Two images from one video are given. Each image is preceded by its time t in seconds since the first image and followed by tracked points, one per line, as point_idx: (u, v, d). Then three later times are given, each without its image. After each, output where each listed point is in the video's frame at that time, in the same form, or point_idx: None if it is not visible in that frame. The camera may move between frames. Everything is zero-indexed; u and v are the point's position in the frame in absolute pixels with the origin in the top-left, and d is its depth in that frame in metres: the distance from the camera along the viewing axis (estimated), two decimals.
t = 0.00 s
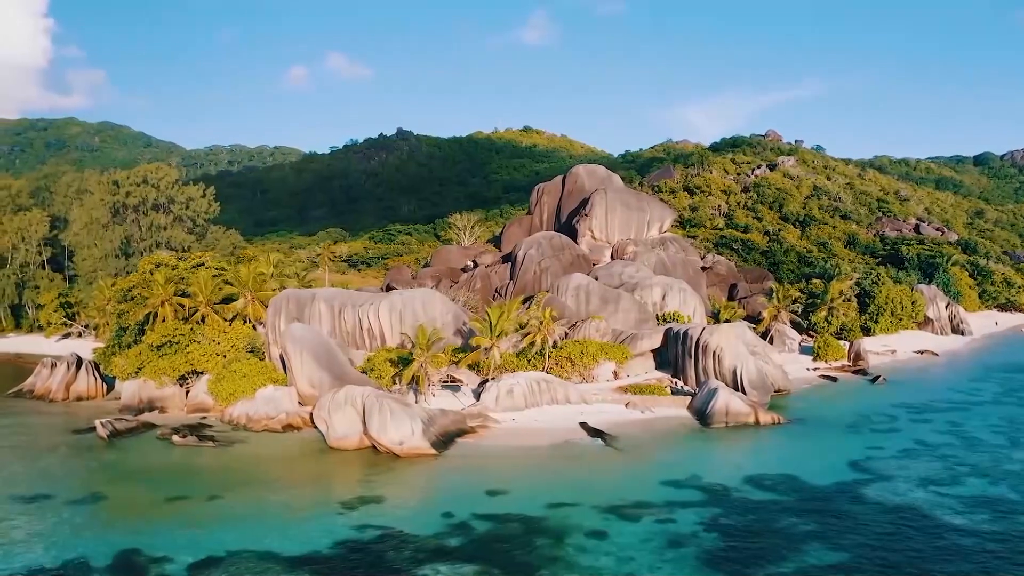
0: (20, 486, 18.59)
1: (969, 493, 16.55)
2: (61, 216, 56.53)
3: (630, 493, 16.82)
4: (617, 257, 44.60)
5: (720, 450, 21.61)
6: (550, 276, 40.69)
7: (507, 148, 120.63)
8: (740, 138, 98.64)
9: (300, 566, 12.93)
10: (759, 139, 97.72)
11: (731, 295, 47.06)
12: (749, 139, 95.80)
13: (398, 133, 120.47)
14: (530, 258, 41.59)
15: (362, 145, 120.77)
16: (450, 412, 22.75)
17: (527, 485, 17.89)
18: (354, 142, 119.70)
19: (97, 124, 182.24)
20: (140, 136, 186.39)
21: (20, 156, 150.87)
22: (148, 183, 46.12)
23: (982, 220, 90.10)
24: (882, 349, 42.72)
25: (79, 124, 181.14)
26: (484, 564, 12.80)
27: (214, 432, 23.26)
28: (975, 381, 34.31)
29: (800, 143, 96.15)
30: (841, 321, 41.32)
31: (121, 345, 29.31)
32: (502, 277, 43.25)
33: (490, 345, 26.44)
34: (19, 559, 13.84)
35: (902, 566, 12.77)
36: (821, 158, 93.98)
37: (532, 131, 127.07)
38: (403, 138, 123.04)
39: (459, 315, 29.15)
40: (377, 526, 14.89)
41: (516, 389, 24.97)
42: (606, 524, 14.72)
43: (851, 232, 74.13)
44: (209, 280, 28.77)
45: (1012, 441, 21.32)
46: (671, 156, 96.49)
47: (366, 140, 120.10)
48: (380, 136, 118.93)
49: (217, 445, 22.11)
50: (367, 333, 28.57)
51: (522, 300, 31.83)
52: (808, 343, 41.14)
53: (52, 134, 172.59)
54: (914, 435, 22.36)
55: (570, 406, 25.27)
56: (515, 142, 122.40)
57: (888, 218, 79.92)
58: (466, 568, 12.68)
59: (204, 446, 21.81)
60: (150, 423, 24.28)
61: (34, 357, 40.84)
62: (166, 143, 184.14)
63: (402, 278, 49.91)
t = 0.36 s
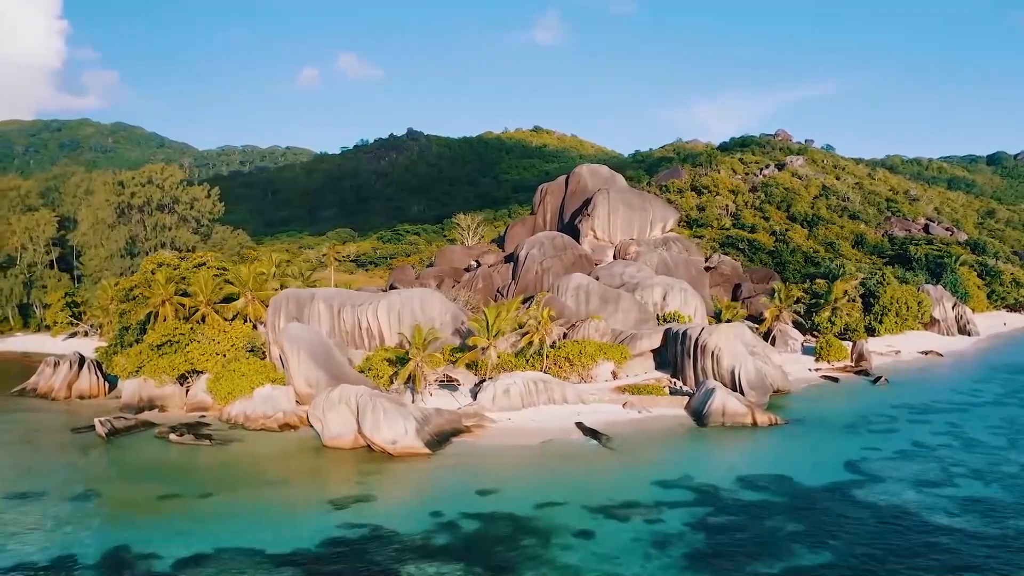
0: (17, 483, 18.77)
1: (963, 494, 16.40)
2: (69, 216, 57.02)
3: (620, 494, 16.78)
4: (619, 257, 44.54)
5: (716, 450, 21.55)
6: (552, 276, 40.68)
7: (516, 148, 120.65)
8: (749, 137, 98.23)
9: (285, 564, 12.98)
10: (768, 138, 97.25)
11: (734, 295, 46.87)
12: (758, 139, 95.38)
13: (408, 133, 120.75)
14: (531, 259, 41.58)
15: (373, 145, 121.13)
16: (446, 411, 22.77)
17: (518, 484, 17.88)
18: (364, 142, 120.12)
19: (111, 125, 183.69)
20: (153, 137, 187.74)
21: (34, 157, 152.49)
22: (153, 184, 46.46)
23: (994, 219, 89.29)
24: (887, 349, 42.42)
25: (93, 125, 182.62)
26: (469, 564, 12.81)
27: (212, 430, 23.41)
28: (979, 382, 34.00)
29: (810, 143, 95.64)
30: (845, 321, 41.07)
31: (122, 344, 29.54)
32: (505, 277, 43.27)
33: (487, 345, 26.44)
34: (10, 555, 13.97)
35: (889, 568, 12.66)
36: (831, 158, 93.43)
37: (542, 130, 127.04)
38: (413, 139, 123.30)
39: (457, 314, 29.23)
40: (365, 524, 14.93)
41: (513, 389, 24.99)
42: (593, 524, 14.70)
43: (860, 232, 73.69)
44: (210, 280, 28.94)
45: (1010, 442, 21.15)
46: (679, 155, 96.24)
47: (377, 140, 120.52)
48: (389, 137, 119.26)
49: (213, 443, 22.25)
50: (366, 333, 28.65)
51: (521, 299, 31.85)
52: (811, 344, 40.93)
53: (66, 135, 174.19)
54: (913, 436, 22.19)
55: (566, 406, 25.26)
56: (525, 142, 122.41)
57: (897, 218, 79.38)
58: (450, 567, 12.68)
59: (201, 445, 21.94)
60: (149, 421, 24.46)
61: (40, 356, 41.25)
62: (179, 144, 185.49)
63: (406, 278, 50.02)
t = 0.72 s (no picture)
0: (18, 480, 18.99)
1: (960, 496, 16.29)
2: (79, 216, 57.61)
3: (614, 493, 16.77)
4: (624, 257, 44.48)
5: (715, 450, 21.49)
6: (556, 276, 40.69)
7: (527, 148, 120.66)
8: (760, 137, 97.75)
9: (276, 560, 13.08)
10: (779, 137, 96.73)
11: (741, 295, 46.68)
12: (769, 138, 94.92)
13: (419, 133, 121.06)
14: (536, 258, 41.58)
15: (385, 145, 121.47)
16: (445, 411, 22.81)
17: (513, 484, 17.92)
18: (376, 143, 120.50)
19: (125, 126, 185.18)
20: (167, 138, 189.19)
21: (50, 158, 154.18)
22: (161, 184, 46.92)
23: (1008, 219, 88.39)
24: (893, 350, 42.13)
25: (108, 125, 184.21)
26: (458, 562, 12.85)
27: (213, 429, 23.60)
28: (985, 383, 33.73)
29: (822, 142, 95.03)
30: (851, 321, 40.81)
31: (127, 343, 29.80)
32: (509, 277, 43.31)
33: (487, 344, 26.47)
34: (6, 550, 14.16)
35: (879, 570, 12.60)
36: (843, 157, 92.80)
37: (553, 131, 126.93)
38: (425, 139, 123.58)
39: (459, 313, 29.29)
40: (357, 523, 15.00)
41: (512, 388, 25.02)
42: (585, 523, 14.70)
43: (870, 232, 73.21)
44: (213, 279, 29.12)
45: (1012, 443, 20.96)
46: (689, 155, 95.94)
47: (388, 140, 120.90)
48: (399, 137, 119.61)
49: (213, 441, 22.42)
50: (368, 332, 28.78)
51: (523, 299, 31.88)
52: (816, 344, 40.74)
53: (81, 136, 175.85)
54: (913, 437, 22.05)
55: (566, 406, 25.26)
56: (536, 141, 122.38)
57: (908, 218, 78.75)
58: (440, 566, 12.72)
59: (201, 443, 22.12)
60: (151, 420, 24.67)
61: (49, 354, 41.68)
62: (193, 144, 186.78)
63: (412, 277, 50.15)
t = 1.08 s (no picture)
0: (20, 476, 19.26)
1: (956, 498, 16.14)
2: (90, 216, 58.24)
3: (606, 493, 16.75)
4: (629, 257, 44.41)
5: (713, 451, 21.42)
6: (560, 276, 40.70)
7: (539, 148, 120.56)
8: (772, 136, 97.18)
9: (264, 557, 13.17)
10: (791, 137, 96.05)
11: (747, 296, 46.50)
12: (781, 138, 94.36)
13: (432, 133, 121.39)
14: (540, 258, 41.58)
15: (397, 145, 121.82)
16: (443, 410, 22.86)
17: (506, 483, 17.93)
18: (388, 143, 120.89)
19: (142, 128, 186.85)
20: (183, 138, 190.81)
21: (68, 159, 156.02)
22: (168, 185, 47.58)
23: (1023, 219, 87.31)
24: (900, 350, 41.81)
25: (125, 127, 185.93)
26: (444, 560, 12.88)
27: (213, 427, 23.79)
28: (992, 384, 33.41)
29: (835, 142, 94.27)
30: (857, 322, 40.52)
31: (132, 342, 30.10)
32: (514, 276, 43.34)
33: (486, 344, 26.47)
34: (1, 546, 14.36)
35: (867, 571, 12.51)
36: (856, 156, 92.02)
37: (566, 130, 126.73)
38: (438, 139, 123.85)
39: (460, 313, 29.35)
40: (348, 521, 15.07)
41: (511, 388, 25.03)
42: (574, 523, 14.69)
43: (881, 232, 72.62)
44: (216, 279, 29.32)
45: (1013, 445, 20.72)
46: (700, 155, 95.53)
47: (400, 140, 121.31)
48: (411, 137, 119.98)
49: (213, 439, 22.61)
50: (369, 332, 28.90)
51: (525, 299, 31.91)
52: (822, 345, 40.50)
53: (98, 137, 177.70)
54: (913, 439, 21.88)
55: (565, 406, 25.26)
56: (548, 141, 122.28)
57: (920, 217, 77.98)
58: (425, 563, 12.76)
59: (200, 441, 22.30)
60: (153, 418, 24.91)
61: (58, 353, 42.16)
62: (208, 144, 188.17)
63: (417, 277, 50.28)
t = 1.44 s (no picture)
0: (19, 474, 19.47)
1: (951, 500, 16.04)
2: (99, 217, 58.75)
3: (598, 493, 16.75)
4: (632, 257, 44.39)
5: (709, 451, 21.37)
6: (563, 276, 40.71)
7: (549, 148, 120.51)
8: (782, 136, 96.70)
9: (253, 555, 13.26)
10: (801, 136, 95.55)
11: (752, 296, 46.38)
12: (791, 137, 93.91)
13: (442, 134, 121.66)
14: (542, 258, 41.58)
15: (407, 145, 122.15)
16: (440, 410, 22.92)
17: (499, 483, 17.97)
18: (398, 143, 121.21)
19: (155, 129, 188.14)
20: (195, 139, 192.08)
21: (82, 159, 157.55)
22: (174, 185, 47.93)
23: None
24: (905, 351, 41.56)
25: (138, 128, 187.41)
26: (431, 559, 12.92)
27: (212, 426, 23.94)
28: (995, 385, 33.16)
29: (845, 141, 93.69)
30: (861, 323, 40.29)
31: (134, 341, 30.33)
32: (517, 277, 43.38)
33: (484, 344, 26.50)
34: None
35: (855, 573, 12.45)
36: (866, 156, 91.40)
37: (577, 130, 126.57)
38: (448, 139, 124.09)
39: (460, 313, 29.42)
40: (339, 520, 15.14)
41: (510, 388, 25.07)
42: (564, 523, 14.69)
43: (890, 232, 72.16)
44: (218, 279, 29.54)
45: (1012, 447, 20.56)
46: (709, 155, 95.25)
47: (410, 141, 121.66)
48: (421, 137, 120.30)
49: (211, 438, 22.75)
50: (370, 331, 29.02)
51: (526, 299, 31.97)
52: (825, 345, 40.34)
53: (112, 138, 179.18)
54: (912, 440, 21.75)
55: (563, 406, 25.28)
56: (557, 141, 122.23)
57: (930, 217, 77.42)
58: (413, 562, 12.81)
59: (198, 440, 22.45)
60: (153, 417, 25.09)
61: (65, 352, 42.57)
62: (220, 144, 189.24)
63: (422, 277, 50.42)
